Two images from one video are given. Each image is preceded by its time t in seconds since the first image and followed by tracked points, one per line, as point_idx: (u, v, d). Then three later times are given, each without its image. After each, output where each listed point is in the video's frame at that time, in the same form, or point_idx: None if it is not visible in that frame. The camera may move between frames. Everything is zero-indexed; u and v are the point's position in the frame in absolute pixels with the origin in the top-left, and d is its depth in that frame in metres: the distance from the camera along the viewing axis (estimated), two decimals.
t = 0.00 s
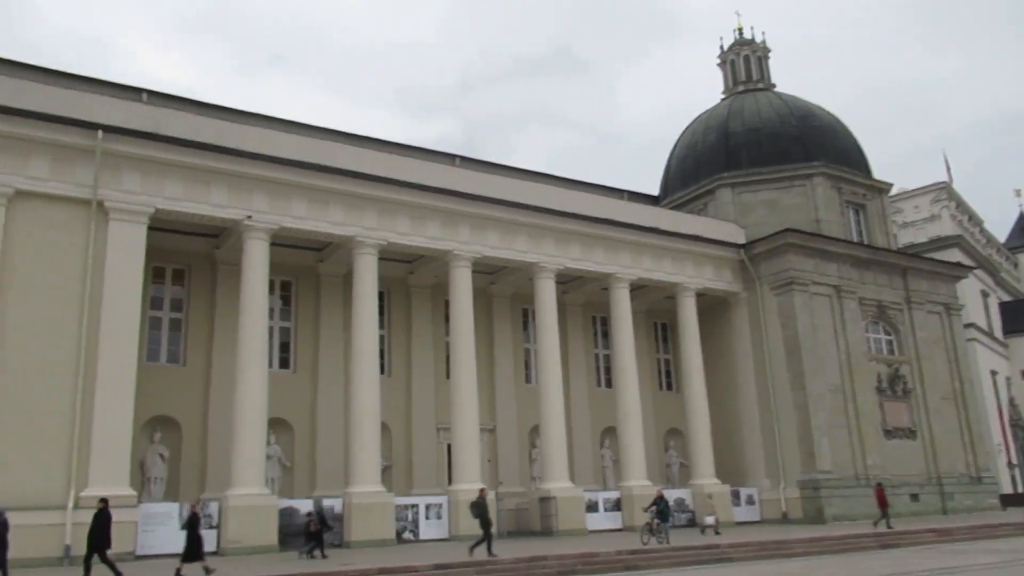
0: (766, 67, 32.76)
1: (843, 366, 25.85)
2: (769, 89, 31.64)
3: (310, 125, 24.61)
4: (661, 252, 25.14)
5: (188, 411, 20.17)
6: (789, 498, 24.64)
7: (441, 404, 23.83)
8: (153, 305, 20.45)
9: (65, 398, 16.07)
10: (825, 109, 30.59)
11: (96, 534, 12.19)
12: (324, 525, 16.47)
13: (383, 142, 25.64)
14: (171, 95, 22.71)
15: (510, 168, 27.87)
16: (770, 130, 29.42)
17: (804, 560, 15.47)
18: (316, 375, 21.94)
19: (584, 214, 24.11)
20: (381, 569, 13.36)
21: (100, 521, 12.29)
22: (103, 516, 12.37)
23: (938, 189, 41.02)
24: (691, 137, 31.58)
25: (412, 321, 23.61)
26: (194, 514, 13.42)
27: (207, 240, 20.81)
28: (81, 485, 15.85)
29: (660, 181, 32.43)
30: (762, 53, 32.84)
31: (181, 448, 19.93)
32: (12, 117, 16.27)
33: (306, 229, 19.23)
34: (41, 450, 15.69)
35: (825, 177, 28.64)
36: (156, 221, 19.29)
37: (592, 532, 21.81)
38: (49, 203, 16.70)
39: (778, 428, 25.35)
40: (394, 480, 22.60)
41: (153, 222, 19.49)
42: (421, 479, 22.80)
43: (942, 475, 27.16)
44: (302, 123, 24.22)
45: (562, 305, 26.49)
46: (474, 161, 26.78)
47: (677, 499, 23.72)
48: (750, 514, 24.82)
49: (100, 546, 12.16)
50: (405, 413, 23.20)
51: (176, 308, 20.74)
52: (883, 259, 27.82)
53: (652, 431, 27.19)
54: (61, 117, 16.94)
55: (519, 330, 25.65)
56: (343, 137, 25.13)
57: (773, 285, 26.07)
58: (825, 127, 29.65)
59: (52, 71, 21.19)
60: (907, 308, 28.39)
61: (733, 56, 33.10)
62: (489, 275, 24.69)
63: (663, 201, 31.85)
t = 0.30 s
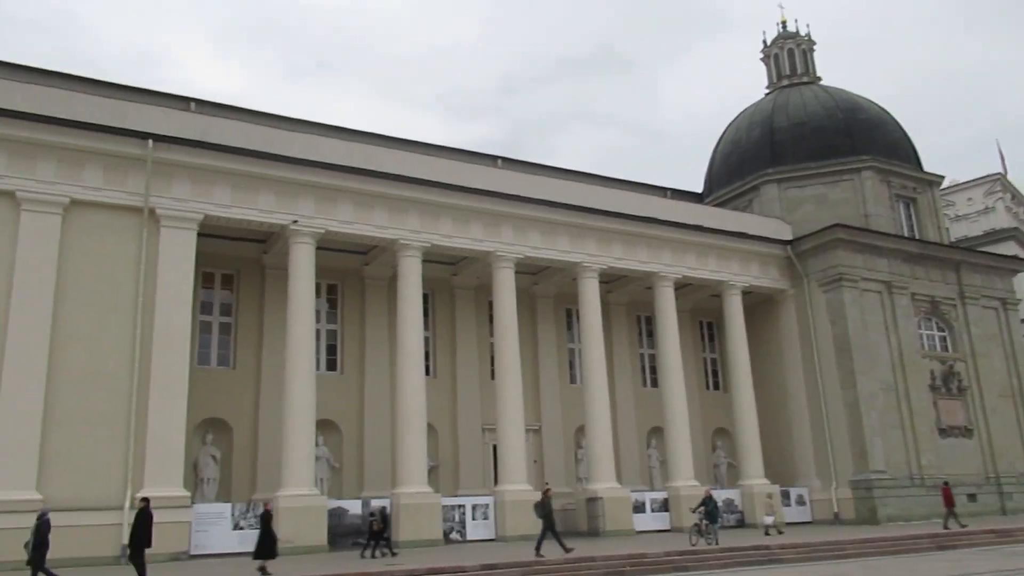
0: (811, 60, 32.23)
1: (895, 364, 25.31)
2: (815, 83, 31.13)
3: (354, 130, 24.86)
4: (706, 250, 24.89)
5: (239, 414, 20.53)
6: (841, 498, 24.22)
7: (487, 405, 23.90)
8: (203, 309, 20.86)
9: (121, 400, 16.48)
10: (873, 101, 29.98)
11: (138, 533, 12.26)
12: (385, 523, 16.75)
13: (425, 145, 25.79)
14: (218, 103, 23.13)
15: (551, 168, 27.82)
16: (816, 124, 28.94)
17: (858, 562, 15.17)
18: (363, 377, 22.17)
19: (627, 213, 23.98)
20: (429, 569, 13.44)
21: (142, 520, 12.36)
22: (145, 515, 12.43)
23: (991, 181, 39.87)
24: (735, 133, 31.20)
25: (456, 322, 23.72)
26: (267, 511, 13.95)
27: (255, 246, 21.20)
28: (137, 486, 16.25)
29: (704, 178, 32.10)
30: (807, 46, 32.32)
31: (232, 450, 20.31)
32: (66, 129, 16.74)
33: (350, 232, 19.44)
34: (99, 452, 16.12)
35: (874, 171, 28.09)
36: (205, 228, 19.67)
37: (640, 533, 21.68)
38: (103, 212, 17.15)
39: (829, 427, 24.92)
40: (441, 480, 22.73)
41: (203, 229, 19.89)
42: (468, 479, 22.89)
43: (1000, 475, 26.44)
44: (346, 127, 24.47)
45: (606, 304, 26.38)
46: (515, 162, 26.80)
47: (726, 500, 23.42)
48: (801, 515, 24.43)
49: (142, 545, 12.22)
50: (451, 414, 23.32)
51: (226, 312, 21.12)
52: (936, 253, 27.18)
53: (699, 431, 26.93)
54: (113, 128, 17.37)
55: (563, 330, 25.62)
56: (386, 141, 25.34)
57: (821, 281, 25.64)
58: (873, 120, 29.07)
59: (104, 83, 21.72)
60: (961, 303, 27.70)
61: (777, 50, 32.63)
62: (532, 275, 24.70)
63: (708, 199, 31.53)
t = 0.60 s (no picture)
0: (855, 51, 31.65)
1: (944, 360, 24.76)
2: (859, 74, 30.57)
3: (393, 129, 25.00)
4: (748, 245, 24.59)
5: (283, 411, 20.83)
6: (889, 497, 23.78)
7: (527, 402, 23.92)
8: (247, 308, 21.18)
9: (167, 399, 16.80)
10: (919, 92, 29.34)
11: (172, 528, 12.60)
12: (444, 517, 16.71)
13: (464, 143, 25.83)
14: (260, 104, 23.45)
15: (590, 164, 27.68)
16: (861, 116, 28.42)
17: (906, 562, 14.89)
18: (404, 374, 22.33)
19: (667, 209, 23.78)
20: (470, 565, 13.49)
21: (175, 516, 12.73)
22: (178, 511, 12.80)
23: None
24: (777, 126, 30.75)
25: (497, 319, 23.76)
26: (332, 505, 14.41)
27: (297, 245, 21.47)
28: (185, 481, 16.56)
29: (745, 172, 31.71)
30: (851, 37, 31.74)
31: (276, 446, 20.62)
32: (113, 133, 17.11)
33: (391, 231, 19.60)
34: (148, 448, 16.47)
35: (921, 163, 27.49)
36: (248, 227, 19.97)
37: (682, 531, 21.52)
38: (150, 213, 17.49)
39: (875, 424, 24.49)
40: (482, 477, 22.81)
41: (246, 229, 20.20)
42: (509, 476, 22.93)
43: None
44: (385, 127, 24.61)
45: (647, 301, 26.21)
46: (554, 159, 26.71)
47: (769, 498, 23.14)
48: (847, 513, 24.05)
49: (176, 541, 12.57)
50: (491, 411, 23.39)
51: (270, 310, 21.42)
52: (986, 247, 26.52)
53: (742, 429, 26.63)
54: (159, 131, 17.71)
55: (604, 326, 25.53)
56: (425, 139, 25.44)
57: (866, 276, 25.18)
58: (920, 111, 28.45)
59: (149, 87, 22.14)
60: (1013, 298, 27.00)
61: (820, 41, 32.09)
62: (572, 272, 24.65)
63: (749, 193, 31.16)
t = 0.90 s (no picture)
0: (903, 34, 30.89)
1: (997, 350, 24.14)
2: (908, 58, 29.84)
3: (433, 122, 25.07)
4: (793, 234, 24.21)
5: (328, 402, 21.10)
6: (940, 490, 23.30)
7: (570, 394, 23.90)
8: (293, 301, 21.47)
9: (216, 390, 17.12)
10: (971, 75, 28.56)
11: (206, 515, 12.64)
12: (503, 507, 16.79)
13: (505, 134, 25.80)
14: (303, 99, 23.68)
15: (631, 154, 27.45)
16: (909, 101, 27.77)
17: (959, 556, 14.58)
18: (447, 366, 22.45)
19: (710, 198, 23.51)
20: (515, 556, 13.53)
21: (209, 503, 12.78)
22: (211, 499, 12.86)
23: None
24: (822, 113, 30.18)
25: (539, 311, 23.75)
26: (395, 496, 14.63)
27: (340, 238, 21.67)
28: (233, 471, 16.86)
29: (790, 160, 31.20)
30: (899, 20, 30.98)
31: (322, 437, 20.90)
32: (160, 130, 17.41)
33: (433, 223, 19.69)
34: (198, 439, 16.81)
35: (973, 148, 26.78)
36: (292, 221, 20.21)
37: (728, 523, 21.34)
38: (197, 208, 17.80)
39: (926, 416, 23.99)
40: (525, 468, 22.87)
41: (290, 223, 20.45)
42: (552, 468, 22.94)
43: None
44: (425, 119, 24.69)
45: (690, 291, 25.98)
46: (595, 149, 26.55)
47: (817, 490, 22.83)
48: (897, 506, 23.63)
49: (210, 528, 12.58)
50: (534, 403, 23.41)
51: (314, 303, 21.70)
52: None
53: (788, 420, 26.28)
54: (204, 127, 17.99)
55: (646, 317, 25.37)
56: (465, 131, 25.47)
57: (916, 265, 24.62)
58: (971, 94, 27.70)
59: (194, 84, 22.48)
60: None
61: (867, 25, 31.37)
62: (613, 263, 24.54)
63: (794, 181, 30.66)
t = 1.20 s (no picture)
0: (959, 19, 29.99)
1: None
2: (964, 43, 28.97)
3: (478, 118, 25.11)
4: (846, 226, 23.71)
5: (378, 399, 21.32)
6: (1003, 487, 22.63)
7: (619, 390, 23.76)
8: (342, 299, 21.74)
9: (269, 388, 17.41)
10: None
11: (247, 514, 12.74)
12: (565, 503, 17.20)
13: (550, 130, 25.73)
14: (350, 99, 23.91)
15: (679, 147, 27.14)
16: (967, 87, 26.99)
17: None
18: (495, 363, 22.49)
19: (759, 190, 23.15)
20: (565, 552, 13.51)
21: (248, 503, 12.81)
22: (251, 497, 12.83)
23: None
24: (875, 101, 29.48)
25: (586, 306, 23.67)
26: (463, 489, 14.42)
27: (388, 236, 21.85)
28: (287, 466, 17.14)
29: (842, 151, 30.55)
30: (954, 4, 30.09)
31: (373, 433, 21.13)
32: (212, 132, 17.73)
33: (480, 220, 19.74)
34: (252, 435, 17.12)
35: None
36: (341, 220, 20.43)
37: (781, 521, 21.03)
38: (249, 209, 18.11)
39: (987, 411, 23.32)
40: (575, 464, 22.83)
41: (339, 222, 20.68)
42: (602, 464, 22.86)
43: None
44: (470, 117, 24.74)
45: (740, 285, 25.62)
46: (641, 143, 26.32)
47: (873, 487, 22.36)
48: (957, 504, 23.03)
49: (251, 526, 12.70)
50: (583, 399, 23.34)
51: (364, 301, 21.94)
52: None
53: (842, 416, 25.77)
54: (255, 129, 18.27)
55: (696, 312, 25.10)
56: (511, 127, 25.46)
57: (975, 255, 23.92)
58: None
59: (244, 86, 22.84)
60: None
61: (921, 10, 30.50)
62: (661, 257, 24.34)
63: (846, 172, 30.02)
